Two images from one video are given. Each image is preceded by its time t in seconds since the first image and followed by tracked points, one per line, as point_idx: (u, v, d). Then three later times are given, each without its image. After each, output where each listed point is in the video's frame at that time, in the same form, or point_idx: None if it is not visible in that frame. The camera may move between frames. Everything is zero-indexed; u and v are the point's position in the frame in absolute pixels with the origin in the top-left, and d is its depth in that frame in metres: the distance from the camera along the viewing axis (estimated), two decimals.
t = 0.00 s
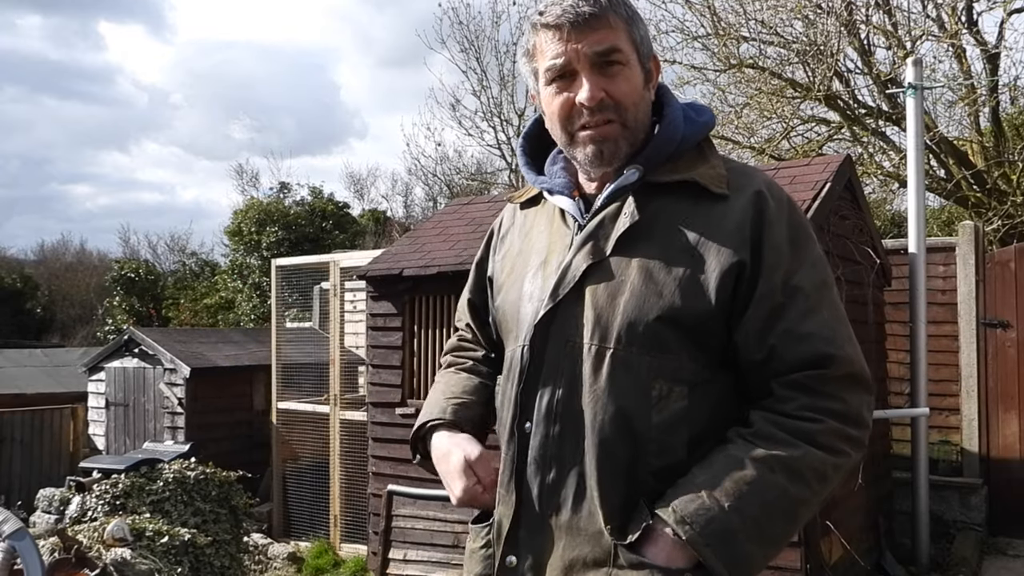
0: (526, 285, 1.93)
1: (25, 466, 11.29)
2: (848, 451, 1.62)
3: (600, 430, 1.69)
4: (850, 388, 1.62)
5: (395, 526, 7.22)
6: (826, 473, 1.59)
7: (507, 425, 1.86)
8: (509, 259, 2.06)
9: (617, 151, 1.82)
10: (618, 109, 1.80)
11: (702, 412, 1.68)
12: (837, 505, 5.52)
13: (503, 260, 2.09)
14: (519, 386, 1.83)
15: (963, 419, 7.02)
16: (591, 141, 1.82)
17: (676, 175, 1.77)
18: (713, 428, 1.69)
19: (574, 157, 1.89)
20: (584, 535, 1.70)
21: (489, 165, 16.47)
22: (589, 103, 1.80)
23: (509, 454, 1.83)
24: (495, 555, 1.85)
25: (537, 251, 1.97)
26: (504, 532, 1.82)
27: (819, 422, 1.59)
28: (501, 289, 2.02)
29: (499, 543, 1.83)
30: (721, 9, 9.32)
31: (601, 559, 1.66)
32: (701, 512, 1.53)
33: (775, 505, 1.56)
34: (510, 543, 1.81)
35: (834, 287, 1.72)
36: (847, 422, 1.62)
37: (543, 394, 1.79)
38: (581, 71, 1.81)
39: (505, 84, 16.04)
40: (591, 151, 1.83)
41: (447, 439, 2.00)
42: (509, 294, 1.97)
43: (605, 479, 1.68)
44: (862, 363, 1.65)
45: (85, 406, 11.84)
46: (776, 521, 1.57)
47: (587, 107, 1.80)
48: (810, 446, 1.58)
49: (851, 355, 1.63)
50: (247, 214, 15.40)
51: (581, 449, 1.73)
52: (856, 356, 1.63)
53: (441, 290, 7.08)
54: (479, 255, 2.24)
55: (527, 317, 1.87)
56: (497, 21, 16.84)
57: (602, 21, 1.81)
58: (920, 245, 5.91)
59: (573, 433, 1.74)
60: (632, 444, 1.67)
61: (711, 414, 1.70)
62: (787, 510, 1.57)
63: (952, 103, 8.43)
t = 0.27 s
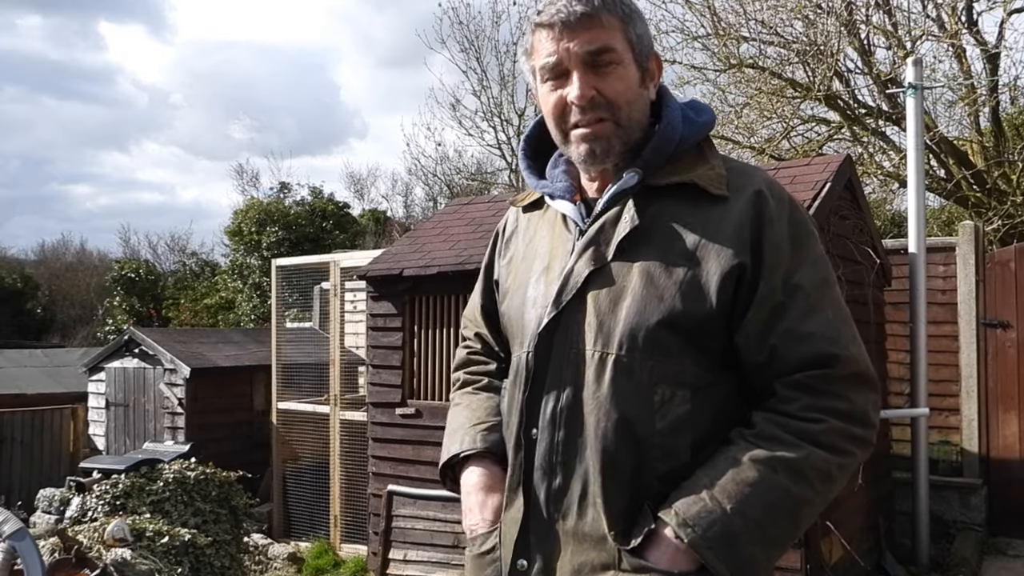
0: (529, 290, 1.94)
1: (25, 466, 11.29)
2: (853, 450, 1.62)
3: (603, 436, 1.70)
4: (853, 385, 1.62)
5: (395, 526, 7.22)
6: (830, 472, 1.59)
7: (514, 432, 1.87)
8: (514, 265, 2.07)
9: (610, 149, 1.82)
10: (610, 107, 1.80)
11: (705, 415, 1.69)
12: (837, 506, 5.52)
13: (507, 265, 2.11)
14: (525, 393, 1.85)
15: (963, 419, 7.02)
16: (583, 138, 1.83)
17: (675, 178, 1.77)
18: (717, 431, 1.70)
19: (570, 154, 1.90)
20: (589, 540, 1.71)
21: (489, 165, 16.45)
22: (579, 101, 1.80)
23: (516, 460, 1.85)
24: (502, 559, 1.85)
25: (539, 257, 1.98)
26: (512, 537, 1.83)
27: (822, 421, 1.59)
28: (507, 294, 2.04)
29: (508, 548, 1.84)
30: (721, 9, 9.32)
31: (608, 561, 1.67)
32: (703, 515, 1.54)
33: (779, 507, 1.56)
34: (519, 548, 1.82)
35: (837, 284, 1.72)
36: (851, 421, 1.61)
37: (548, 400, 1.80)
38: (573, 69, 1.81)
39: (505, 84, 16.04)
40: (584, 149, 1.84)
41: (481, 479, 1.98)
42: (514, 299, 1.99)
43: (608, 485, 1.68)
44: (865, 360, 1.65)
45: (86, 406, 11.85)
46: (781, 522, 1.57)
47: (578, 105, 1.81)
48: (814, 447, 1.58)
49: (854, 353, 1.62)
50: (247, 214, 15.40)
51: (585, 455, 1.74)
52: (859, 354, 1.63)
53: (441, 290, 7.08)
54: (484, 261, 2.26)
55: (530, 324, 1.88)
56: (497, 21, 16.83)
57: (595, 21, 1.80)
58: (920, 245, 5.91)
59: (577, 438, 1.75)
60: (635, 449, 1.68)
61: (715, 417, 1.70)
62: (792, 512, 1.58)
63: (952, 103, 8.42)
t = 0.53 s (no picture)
0: (538, 291, 1.96)
1: (25, 467, 11.28)
2: (855, 454, 1.61)
3: (604, 437, 1.70)
4: (856, 390, 1.61)
5: (395, 526, 7.22)
6: (832, 477, 1.59)
7: (517, 431, 1.87)
8: (526, 266, 2.09)
9: (599, 155, 1.84)
10: (597, 116, 1.81)
11: (707, 417, 1.68)
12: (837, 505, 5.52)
13: (520, 265, 2.13)
14: (528, 392, 1.84)
15: (964, 419, 7.01)
16: (573, 146, 1.85)
17: (680, 179, 1.76)
18: (719, 433, 1.69)
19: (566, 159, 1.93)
20: (588, 541, 1.71)
21: (489, 165, 16.44)
22: (565, 110, 1.82)
23: (519, 459, 1.85)
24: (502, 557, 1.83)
25: (549, 258, 2.00)
26: (513, 536, 1.83)
27: (823, 426, 1.58)
28: (517, 295, 2.06)
29: (507, 546, 1.84)
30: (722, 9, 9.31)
31: (606, 562, 1.67)
32: (700, 518, 1.55)
33: (778, 511, 1.56)
34: (519, 545, 1.81)
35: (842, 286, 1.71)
36: (853, 425, 1.61)
37: (551, 401, 1.80)
38: (559, 78, 1.83)
39: (506, 84, 16.04)
40: (575, 156, 1.86)
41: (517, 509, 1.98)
42: (524, 299, 2.01)
43: (608, 486, 1.69)
44: (870, 363, 1.64)
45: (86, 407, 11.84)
46: (779, 526, 1.57)
47: (564, 114, 1.83)
48: (814, 450, 1.58)
49: (857, 357, 1.61)
50: (247, 214, 15.40)
51: (587, 456, 1.74)
52: (863, 357, 1.62)
53: (441, 290, 7.08)
54: (505, 260, 2.28)
55: (536, 324, 1.89)
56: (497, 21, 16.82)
57: (582, 28, 1.79)
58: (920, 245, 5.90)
59: (580, 440, 1.75)
60: (636, 451, 1.68)
61: (718, 420, 1.70)
62: (791, 516, 1.57)
63: (952, 103, 8.42)
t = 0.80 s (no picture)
0: (543, 287, 1.96)
1: (25, 466, 11.28)
2: (857, 456, 1.61)
3: (607, 435, 1.70)
4: (859, 392, 1.61)
5: (395, 526, 7.23)
6: (835, 477, 1.59)
7: (520, 424, 1.87)
8: (531, 260, 2.10)
9: (602, 157, 1.84)
10: (599, 118, 1.81)
11: (710, 416, 1.69)
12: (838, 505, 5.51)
13: (526, 260, 2.13)
14: (531, 387, 1.84)
15: (964, 418, 7.01)
16: (577, 147, 1.85)
17: (687, 178, 1.76)
18: (722, 432, 1.69)
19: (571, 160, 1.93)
20: (591, 535, 1.72)
21: (489, 165, 16.45)
22: (568, 112, 1.82)
23: (521, 453, 1.85)
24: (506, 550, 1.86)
25: (554, 254, 2.00)
26: (516, 528, 1.84)
27: (826, 426, 1.59)
28: (522, 290, 2.06)
29: (512, 538, 1.85)
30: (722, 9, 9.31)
31: (608, 557, 1.68)
32: (702, 516, 1.55)
33: (780, 511, 1.56)
34: (522, 538, 1.82)
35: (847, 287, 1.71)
36: (856, 427, 1.61)
37: (555, 396, 1.80)
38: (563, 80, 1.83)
39: (506, 84, 16.04)
40: (579, 158, 1.87)
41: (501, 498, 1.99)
42: (529, 295, 2.00)
43: (610, 482, 1.69)
44: (874, 365, 1.64)
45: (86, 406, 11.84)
46: (781, 526, 1.57)
47: (567, 116, 1.83)
48: (816, 450, 1.58)
49: (862, 358, 1.61)
50: (248, 214, 15.40)
51: (590, 453, 1.74)
52: (867, 359, 1.62)
53: (441, 290, 7.08)
54: (511, 254, 2.28)
55: (540, 319, 1.89)
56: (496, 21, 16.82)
57: (585, 31, 1.79)
58: (921, 245, 5.90)
59: (583, 436, 1.76)
60: (639, 449, 1.68)
61: (721, 418, 1.70)
62: (793, 515, 1.57)
63: (953, 103, 8.41)
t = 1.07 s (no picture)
0: (543, 286, 1.95)
1: (25, 466, 11.28)
2: (856, 456, 1.61)
3: (607, 432, 1.70)
4: (859, 393, 1.61)
5: (395, 527, 7.23)
6: (834, 477, 1.59)
7: (519, 421, 1.87)
8: (531, 258, 2.09)
9: (606, 157, 1.84)
10: (604, 119, 1.81)
11: (710, 415, 1.68)
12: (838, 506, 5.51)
13: (527, 259, 2.12)
14: (530, 384, 1.84)
15: (964, 419, 7.01)
16: (581, 148, 1.85)
17: (688, 178, 1.76)
18: (721, 432, 1.69)
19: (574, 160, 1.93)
20: (591, 533, 1.71)
21: (490, 165, 16.45)
22: (572, 112, 1.82)
23: (521, 450, 1.85)
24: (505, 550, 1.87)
25: (554, 252, 2.00)
26: (516, 525, 1.84)
27: (826, 426, 1.59)
28: (522, 289, 2.06)
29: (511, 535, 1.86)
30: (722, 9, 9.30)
31: (607, 555, 1.68)
32: (701, 515, 1.55)
33: (778, 510, 1.56)
34: (521, 536, 1.83)
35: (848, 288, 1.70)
36: (855, 427, 1.61)
37: (555, 394, 1.80)
38: (567, 81, 1.82)
39: (506, 84, 16.03)
40: (583, 158, 1.86)
41: (495, 503, 1.98)
42: (529, 293, 2.00)
43: (609, 480, 1.69)
44: (873, 367, 1.64)
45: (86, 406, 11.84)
46: (780, 525, 1.57)
47: (571, 116, 1.83)
48: (815, 450, 1.58)
49: (861, 359, 1.61)
50: (248, 214, 15.40)
51: (590, 451, 1.74)
52: (866, 360, 1.62)
53: (441, 290, 7.08)
54: (511, 250, 2.28)
55: (541, 318, 1.89)
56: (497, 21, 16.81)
57: (589, 32, 1.79)
58: (921, 245, 5.90)
59: (582, 434, 1.75)
60: (639, 447, 1.68)
61: (720, 417, 1.70)
62: (792, 514, 1.57)
63: (953, 103, 8.41)
